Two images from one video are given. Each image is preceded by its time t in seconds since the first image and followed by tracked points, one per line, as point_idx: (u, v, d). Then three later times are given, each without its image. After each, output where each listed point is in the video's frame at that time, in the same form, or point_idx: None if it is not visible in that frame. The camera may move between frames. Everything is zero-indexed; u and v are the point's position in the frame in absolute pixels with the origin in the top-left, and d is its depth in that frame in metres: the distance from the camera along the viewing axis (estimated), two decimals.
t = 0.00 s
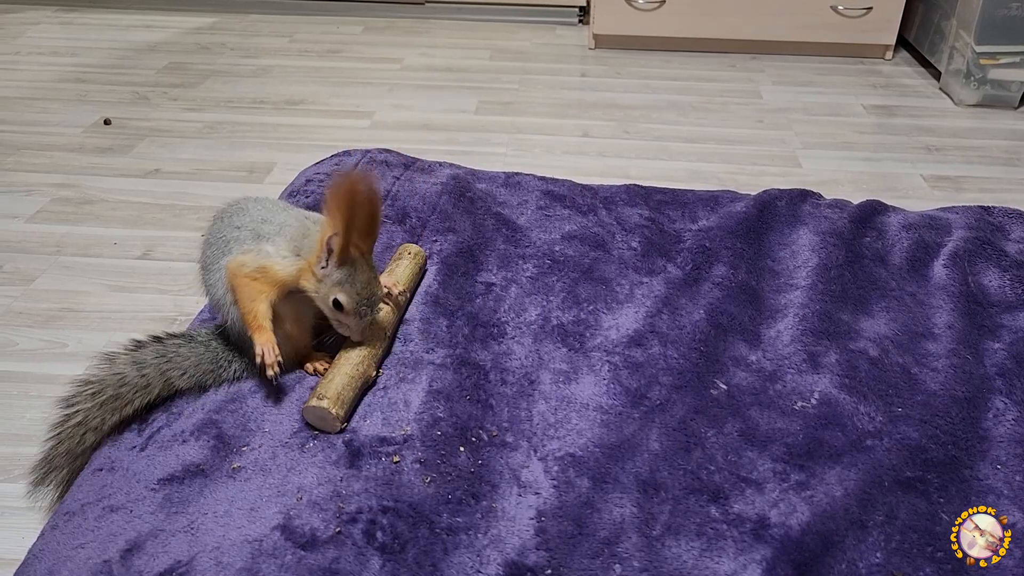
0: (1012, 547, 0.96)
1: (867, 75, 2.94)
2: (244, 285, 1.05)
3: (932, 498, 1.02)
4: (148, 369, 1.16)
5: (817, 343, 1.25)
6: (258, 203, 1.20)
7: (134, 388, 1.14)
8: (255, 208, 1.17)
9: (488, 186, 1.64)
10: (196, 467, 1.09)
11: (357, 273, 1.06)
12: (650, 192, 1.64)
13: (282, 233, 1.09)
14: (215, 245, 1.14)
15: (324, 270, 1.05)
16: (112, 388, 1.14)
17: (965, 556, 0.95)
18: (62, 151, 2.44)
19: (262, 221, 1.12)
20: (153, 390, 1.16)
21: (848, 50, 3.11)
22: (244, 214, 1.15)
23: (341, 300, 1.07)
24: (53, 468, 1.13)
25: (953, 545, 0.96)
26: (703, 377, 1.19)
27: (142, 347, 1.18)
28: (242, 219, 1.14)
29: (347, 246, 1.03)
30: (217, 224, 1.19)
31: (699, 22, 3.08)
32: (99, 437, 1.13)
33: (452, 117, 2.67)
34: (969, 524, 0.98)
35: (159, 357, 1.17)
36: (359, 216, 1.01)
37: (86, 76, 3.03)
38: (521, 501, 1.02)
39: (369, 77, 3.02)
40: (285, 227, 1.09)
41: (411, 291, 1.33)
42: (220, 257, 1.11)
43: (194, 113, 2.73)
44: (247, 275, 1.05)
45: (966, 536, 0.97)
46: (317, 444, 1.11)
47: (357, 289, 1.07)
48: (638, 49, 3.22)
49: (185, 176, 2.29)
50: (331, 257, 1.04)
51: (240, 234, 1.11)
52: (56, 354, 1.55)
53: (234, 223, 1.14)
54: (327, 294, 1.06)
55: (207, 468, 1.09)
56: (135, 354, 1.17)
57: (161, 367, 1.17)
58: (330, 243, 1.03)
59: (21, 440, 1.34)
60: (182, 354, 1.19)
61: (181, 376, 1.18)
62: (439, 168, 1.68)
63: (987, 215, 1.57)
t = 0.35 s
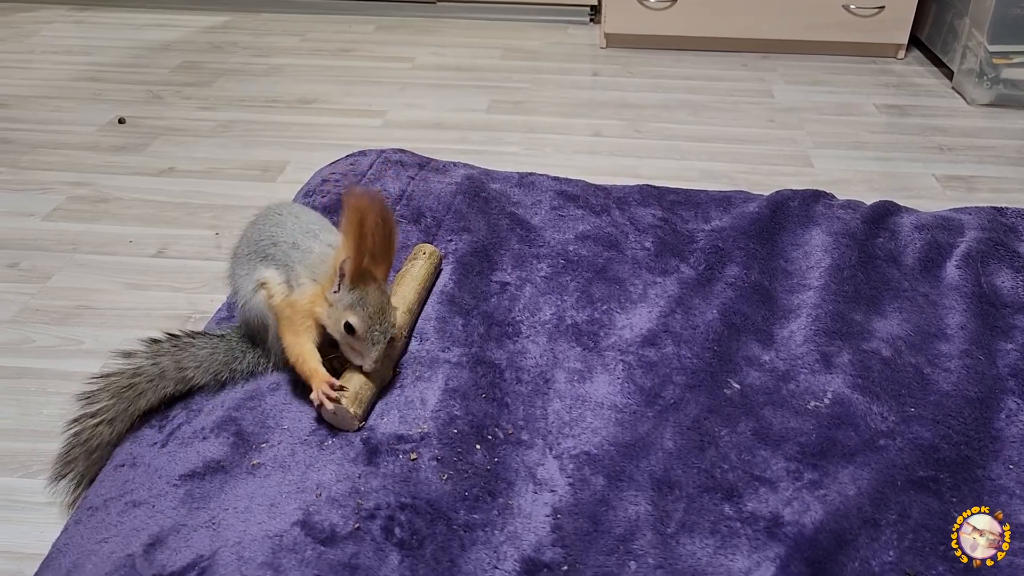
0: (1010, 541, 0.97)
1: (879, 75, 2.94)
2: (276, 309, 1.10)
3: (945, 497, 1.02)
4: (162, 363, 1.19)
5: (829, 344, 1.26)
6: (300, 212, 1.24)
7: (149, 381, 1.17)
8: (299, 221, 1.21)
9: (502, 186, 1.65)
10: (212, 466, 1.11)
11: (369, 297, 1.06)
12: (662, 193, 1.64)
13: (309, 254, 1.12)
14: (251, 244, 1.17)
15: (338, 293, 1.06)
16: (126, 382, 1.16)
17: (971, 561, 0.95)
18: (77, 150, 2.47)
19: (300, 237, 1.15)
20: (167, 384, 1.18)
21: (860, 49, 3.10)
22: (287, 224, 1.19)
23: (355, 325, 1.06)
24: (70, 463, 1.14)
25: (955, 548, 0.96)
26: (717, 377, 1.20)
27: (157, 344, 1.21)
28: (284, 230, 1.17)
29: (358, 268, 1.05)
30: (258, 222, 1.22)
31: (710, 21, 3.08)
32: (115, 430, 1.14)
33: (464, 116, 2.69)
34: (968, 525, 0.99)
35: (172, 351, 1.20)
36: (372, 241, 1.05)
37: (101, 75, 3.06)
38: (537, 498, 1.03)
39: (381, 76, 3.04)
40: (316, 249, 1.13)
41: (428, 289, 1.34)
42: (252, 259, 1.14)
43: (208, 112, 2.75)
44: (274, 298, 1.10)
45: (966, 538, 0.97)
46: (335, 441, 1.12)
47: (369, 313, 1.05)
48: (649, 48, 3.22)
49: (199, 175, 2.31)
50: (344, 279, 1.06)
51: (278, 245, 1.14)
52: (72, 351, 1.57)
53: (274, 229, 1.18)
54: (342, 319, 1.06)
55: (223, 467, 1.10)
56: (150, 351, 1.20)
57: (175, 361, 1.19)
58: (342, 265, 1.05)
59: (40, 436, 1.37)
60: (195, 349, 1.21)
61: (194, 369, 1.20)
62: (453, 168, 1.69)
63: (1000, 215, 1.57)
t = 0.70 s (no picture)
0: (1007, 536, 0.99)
1: (893, 74, 2.94)
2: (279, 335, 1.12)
3: (962, 493, 1.04)
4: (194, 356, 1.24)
5: (847, 342, 1.28)
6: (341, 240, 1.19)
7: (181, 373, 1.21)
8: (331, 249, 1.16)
9: (523, 185, 1.68)
10: (252, 459, 1.14)
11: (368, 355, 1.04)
12: (681, 193, 1.67)
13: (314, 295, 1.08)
14: (280, 263, 1.17)
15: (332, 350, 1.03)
16: (161, 373, 1.21)
17: (976, 563, 0.96)
18: (97, 147, 2.50)
19: (316, 271, 1.11)
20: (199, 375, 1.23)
21: (873, 48, 3.11)
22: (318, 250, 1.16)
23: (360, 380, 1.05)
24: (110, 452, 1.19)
25: (957, 551, 0.97)
26: (736, 374, 1.23)
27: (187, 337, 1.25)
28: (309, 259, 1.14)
29: (350, 328, 1.01)
30: (303, 238, 1.21)
31: (724, 21, 3.10)
32: (151, 422, 1.19)
33: (479, 114, 2.71)
34: (967, 525, 1.00)
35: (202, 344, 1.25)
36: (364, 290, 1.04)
37: (119, 73, 3.10)
38: (562, 491, 1.06)
39: (396, 75, 3.07)
40: (321, 291, 1.08)
41: (453, 288, 1.37)
42: (271, 280, 1.14)
43: (225, 110, 2.78)
44: (281, 329, 1.12)
45: (966, 541, 0.98)
46: (364, 436, 1.15)
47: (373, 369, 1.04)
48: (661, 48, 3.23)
49: (217, 172, 2.34)
50: (338, 339, 1.02)
51: (294, 274, 1.12)
52: (96, 346, 1.60)
53: (304, 253, 1.16)
54: (342, 372, 1.05)
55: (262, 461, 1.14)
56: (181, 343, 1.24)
57: (206, 353, 1.24)
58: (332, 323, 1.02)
59: (66, 428, 1.40)
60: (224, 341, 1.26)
61: (224, 361, 1.25)
62: (474, 167, 1.72)
63: (1016, 215, 1.58)
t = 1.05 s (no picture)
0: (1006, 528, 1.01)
1: (903, 76, 2.96)
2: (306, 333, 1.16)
3: (978, 487, 1.07)
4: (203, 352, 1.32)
5: (864, 340, 1.30)
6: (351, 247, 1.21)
7: (189, 370, 1.31)
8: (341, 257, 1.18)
9: (542, 185, 1.71)
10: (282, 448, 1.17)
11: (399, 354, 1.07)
12: (697, 193, 1.69)
13: (332, 300, 1.10)
14: (291, 276, 1.19)
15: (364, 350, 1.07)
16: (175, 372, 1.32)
17: (983, 565, 0.98)
18: (113, 145, 2.53)
19: (331, 278, 1.13)
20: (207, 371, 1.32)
21: (883, 50, 3.12)
22: (329, 259, 1.17)
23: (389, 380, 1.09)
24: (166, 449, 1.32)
25: (959, 554, 0.99)
26: (754, 370, 1.25)
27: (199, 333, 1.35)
28: (321, 267, 1.16)
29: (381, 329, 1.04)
30: (309, 249, 1.22)
31: (735, 22, 3.12)
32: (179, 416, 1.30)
33: (490, 114, 2.74)
34: (966, 527, 1.01)
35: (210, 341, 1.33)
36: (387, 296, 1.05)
37: (133, 72, 3.13)
38: (586, 483, 1.09)
39: (408, 74, 3.09)
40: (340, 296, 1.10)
41: (471, 285, 1.40)
42: (286, 295, 1.17)
43: (238, 109, 2.81)
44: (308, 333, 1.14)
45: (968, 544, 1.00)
46: (391, 428, 1.18)
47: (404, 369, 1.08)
48: (672, 48, 3.26)
49: (233, 171, 2.37)
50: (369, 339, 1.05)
51: (308, 283, 1.14)
52: (115, 341, 1.63)
53: (316, 263, 1.17)
54: (372, 372, 1.09)
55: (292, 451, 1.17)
56: (193, 338, 1.35)
57: (212, 350, 1.32)
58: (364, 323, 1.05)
59: (88, 421, 1.43)
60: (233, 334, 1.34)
61: (229, 356, 1.33)
62: (495, 167, 1.75)
63: None
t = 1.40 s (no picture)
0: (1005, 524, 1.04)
1: (911, 78, 2.98)
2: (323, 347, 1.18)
3: (989, 481, 1.09)
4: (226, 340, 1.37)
5: (876, 338, 1.32)
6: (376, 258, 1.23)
7: (213, 359, 1.37)
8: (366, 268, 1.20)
9: (559, 184, 1.74)
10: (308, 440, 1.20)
11: (420, 370, 1.09)
12: (711, 193, 1.72)
13: (352, 309, 1.11)
14: (315, 280, 1.20)
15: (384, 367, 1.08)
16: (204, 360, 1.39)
17: (990, 564, 0.99)
18: (126, 142, 2.54)
19: (353, 286, 1.15)
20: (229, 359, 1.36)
21: (891, 52, 3.14)
22: (353, 267, 1.19)
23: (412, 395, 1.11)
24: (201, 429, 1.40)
25: (961, 554, 1.00)
26: (769, 367, 1.28)
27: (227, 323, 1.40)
28: (344, 275, 1.18)
29: (405, 348, 1.07)
30: (334, 254, 1.25)
31: (744, 23, 3.14)
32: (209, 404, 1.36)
33: (501, 115, 2.76)
34: (964, 528, 1.03)
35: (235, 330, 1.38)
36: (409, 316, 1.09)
37: (145, 71, 3.15)
38: (606, 475, 1.11)
39: (417, 74, 3.12)
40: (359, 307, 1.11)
41: (486, 280, 1.43)
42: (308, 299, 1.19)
43: (249, 107, 2.82)
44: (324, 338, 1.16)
45: (971, 546, 1.01)
46: (415, 422, 1.20)
47: (426, 385, 1.10)
48: (681, 49, 3.27)
49: (245, 168, 2.38)
50: (390, 360, 1.07)
51: (331, 289, 1.16)
52: (130, 337, 1.64)
53: (341, 270, 1.19)
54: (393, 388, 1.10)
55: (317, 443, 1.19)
56: (222, 328, 1.40)
57: (234, 339, 1.36)
58: (386, 344, 1.07)
59: (106, 416, 1.44)
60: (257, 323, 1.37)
61: (249, 345, 1.36)
62: (511, 166, 1.77)
63: None
